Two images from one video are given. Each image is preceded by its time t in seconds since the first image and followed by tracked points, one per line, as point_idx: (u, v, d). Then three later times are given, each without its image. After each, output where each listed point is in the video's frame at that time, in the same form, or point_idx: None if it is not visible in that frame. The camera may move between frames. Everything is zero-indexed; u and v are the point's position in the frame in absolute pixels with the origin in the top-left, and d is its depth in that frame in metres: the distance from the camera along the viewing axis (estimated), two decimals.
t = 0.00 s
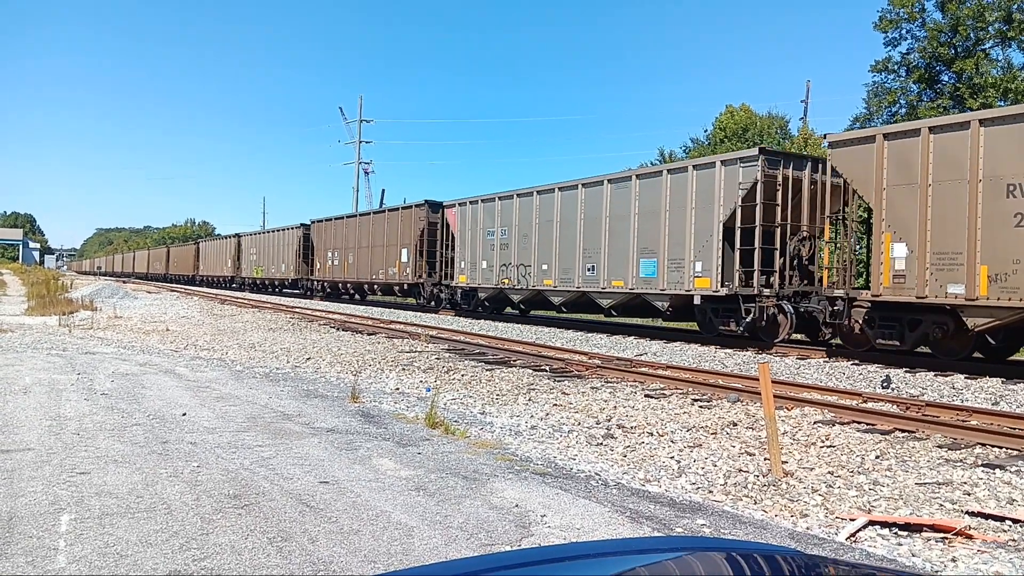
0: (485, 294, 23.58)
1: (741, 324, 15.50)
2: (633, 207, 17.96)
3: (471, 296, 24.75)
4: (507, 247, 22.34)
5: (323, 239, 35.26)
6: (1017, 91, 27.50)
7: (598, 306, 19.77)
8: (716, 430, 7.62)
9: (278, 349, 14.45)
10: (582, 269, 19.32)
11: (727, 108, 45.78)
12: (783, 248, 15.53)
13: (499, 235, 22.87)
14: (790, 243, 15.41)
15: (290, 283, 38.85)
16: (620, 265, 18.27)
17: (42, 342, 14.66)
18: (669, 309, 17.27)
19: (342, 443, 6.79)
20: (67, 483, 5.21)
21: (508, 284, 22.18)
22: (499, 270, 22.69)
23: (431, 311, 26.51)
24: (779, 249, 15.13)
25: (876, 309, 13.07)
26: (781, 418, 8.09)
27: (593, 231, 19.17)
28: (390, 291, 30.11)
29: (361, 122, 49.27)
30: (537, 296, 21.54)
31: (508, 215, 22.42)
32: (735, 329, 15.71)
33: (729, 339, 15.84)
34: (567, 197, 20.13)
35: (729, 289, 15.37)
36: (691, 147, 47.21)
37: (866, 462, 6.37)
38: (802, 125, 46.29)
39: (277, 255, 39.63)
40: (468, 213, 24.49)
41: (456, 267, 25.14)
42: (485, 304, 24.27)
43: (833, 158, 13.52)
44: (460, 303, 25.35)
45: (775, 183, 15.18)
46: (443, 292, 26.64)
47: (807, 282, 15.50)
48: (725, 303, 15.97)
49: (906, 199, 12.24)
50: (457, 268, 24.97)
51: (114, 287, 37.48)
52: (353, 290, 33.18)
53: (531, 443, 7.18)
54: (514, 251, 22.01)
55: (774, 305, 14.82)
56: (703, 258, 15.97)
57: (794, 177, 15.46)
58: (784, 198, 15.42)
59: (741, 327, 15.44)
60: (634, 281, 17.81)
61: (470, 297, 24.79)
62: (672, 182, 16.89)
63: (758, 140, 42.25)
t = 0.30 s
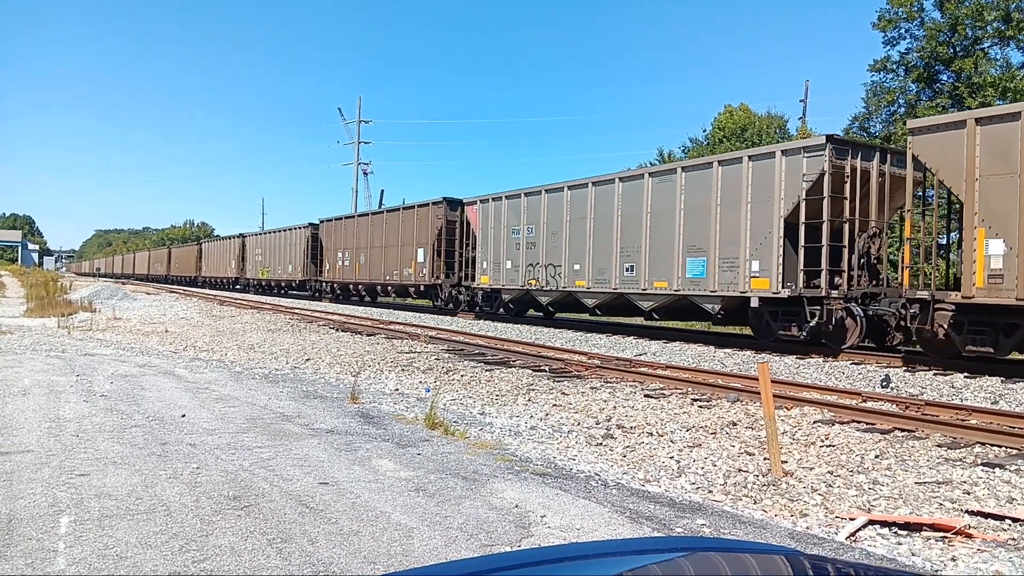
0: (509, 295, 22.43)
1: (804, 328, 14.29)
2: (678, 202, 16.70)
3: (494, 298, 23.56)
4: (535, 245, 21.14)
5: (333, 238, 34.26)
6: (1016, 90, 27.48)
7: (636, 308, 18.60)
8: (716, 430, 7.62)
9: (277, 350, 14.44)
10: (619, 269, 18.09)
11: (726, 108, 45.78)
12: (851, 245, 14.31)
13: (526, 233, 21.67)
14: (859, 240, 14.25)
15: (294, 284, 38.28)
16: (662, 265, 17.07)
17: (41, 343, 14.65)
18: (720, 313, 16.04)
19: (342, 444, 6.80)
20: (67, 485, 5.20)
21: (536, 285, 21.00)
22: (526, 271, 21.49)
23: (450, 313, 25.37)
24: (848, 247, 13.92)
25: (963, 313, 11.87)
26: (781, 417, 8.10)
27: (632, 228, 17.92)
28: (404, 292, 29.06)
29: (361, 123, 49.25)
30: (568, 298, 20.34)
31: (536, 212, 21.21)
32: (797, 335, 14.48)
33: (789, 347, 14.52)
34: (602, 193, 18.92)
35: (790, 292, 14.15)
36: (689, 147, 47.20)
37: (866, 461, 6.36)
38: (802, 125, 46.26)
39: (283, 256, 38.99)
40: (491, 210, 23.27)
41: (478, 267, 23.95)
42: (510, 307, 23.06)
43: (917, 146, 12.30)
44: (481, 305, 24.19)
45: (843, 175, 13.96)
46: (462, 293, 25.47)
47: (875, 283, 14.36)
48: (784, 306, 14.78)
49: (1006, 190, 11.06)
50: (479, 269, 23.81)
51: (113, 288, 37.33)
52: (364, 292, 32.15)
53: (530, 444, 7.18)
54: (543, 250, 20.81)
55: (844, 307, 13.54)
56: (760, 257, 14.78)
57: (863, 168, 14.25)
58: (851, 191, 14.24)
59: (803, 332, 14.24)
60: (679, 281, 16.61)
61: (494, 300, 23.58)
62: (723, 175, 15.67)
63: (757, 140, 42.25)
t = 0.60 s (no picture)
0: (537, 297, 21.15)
1: (881, 332, 12.96)
2: (732, 195, 15.23)
3: (520, 299, 22.25)
4: (566, 244, 19.72)
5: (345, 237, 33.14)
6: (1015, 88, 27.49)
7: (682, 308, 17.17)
8: (717, 430, 7.62)
9: (278, 351, 14.43)
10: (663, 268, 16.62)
11: (725, 107, 45.82)
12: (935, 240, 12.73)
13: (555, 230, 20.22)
14: (943, 236, 12.76)
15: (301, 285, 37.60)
16: (713, 264, 15.60)
17: (41, 346, 14.64)
18: (781, 316, 14.59)
19: (343, 445, 6.79)
20: (68, 486, 5.20)
21: (568, 286, 19.57)
22: (557, 270, 20.06)
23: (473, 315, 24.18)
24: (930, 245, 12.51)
25: None
26: (782, 416, 8.11)
27: (677, 224, 16.48)
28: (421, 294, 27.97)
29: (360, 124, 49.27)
30: (604, 299, 18.90)
31: (567, 207, 19.75)
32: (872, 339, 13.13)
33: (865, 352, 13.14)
34: (641, 186, 17.43)
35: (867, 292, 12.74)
36: (689, 146, 47.21)
37: (867, 460, 6.37)
38: (801, 123, 46.31)
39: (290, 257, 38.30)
40: (517, 205, 21.81)
41: (503, 267, 22.53)
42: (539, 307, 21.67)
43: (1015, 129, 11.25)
44: (505, 307, 22.94)
45: (925, 164, 12.58)
46: (485, 294, 24.24)
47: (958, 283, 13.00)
48: (856, 308, 13.42)
49: None
50: (503, 269, 22.47)
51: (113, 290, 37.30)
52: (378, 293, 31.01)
53: (531, 444, 7.18)
54: (575, 248, 19.38)
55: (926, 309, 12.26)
56: (831, 254, 13.30)
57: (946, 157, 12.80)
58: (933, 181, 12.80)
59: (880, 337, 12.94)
60: (734, 282, 15.14)
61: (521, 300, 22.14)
62: (784, 165, 14.21)
63: (756, 139, 42.27)
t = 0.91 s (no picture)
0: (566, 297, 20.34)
1: (968, 336, 11.95)
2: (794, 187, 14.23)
3: (548, 298, 21.40)
4: (602, 239, 18.77)
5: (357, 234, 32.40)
6: (1014, 86, 27.50)
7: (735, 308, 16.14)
8: (715, 428, 7.62)
9: (276, 349, 14.42)
10: (714, 266, 15.67)
11: (724, 105, 45.83)
12: None
13: (590, 226, 19.27)
14: None
15: (307, 283, 36.96)
16: (773, 261, 14.62)
17: (39, 344, 14.63)
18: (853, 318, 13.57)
19: (341, 443, 6.79)
20: (66, 485, 5.20)
21: (603, 286, 18.66)
22: (592, 269, 19.11)
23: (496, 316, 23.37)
24: None
25: None
26: (780, 415, 8.12)
27: (730, 219, 15.50)
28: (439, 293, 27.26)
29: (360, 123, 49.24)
30: (645, 299, 17.94)
31: (604, 202, 18.77)
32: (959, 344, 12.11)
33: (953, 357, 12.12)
34: (689, 178, 16.44)
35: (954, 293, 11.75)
36: (688, 145, 47.23)
37: (865, 458, 6.38)
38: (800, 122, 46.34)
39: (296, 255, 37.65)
40: (546, 200, 20.83)
41: (529, 265, 21.58)
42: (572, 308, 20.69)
43: None
44: (530, 307, 22.14)
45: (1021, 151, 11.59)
46: (508, 293, 23.48)
47: None
48: (940, 310, 12.45)
49: None
50: (530, 267, 21.51)
51: (112, 287, 37.19)
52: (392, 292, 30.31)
53: (529, 442, 7.19)
54: (613, 245, 18.41)
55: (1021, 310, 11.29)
56: (912, 251, 12.33)
57: None
58: None
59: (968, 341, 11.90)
60: (797, 281, 14.19)
61: (552, 302, 21.15)
62: (854, 153, 13.20)
63: (755, 137, 42.26)
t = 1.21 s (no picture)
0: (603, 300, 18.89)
1: None
2: (869, 178, 12.81)
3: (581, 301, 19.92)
4: (643, 237, 17.35)
5: (371, 232, 31.02)
6: (1016, 86, 27.46)
7: (798, 310, 14.73)
8: (717, 428, 7.62)
9: (278, 349, 14.43)
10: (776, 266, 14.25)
11: (725, 105, 45.83)
12: None
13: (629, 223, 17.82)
14: None
15: (317, 284, 35.90)
16: (845, 260, 13.18)
17: (41, 344, 14.64)
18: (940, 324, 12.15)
19: (343, 443, 6.79)
20: (69, 485, 5.21)
21: (645, 287, 17.20)
22: (633, 269, 17.67)
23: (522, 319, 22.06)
24: None
25: None
26: (782, 414, 8.12)
27: (795, 214, 14.05)
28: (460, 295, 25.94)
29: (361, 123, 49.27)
30: (693, 300, 16.54)
31: (646, 196, 17.30)
32: None
33: None
34: (744, 169, 14.99)
35: None
36: (690, 145, 47.21)
37: (867, 458, 6.38)
38: (801, 122, 46.31)
39: (307, 255, 36.52)
40: (580, 195, 19.40)
41: (562, 264, 20.17)
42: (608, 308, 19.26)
43: None
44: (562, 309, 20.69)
45: None
46: (535, 295, 22.04)
47: None
48: None
49: None
50: (562, 267, 20.10)
51: (113, 288, 37.13)
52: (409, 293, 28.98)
53: (531, 442, 7.19)
54: (657, 242, 16.96)
55: None
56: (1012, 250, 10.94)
57: None
58: None
59: None
60: (874, 282, 12.73)
61: (586, 300, 19.64)
62: (941, 141, 11.80)
63: (757, 137, 42.23)
